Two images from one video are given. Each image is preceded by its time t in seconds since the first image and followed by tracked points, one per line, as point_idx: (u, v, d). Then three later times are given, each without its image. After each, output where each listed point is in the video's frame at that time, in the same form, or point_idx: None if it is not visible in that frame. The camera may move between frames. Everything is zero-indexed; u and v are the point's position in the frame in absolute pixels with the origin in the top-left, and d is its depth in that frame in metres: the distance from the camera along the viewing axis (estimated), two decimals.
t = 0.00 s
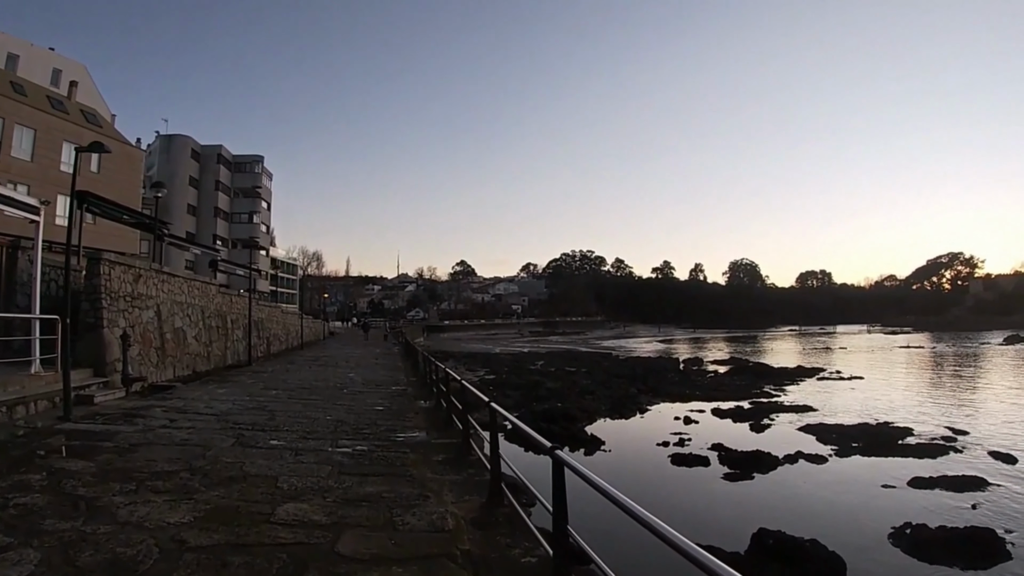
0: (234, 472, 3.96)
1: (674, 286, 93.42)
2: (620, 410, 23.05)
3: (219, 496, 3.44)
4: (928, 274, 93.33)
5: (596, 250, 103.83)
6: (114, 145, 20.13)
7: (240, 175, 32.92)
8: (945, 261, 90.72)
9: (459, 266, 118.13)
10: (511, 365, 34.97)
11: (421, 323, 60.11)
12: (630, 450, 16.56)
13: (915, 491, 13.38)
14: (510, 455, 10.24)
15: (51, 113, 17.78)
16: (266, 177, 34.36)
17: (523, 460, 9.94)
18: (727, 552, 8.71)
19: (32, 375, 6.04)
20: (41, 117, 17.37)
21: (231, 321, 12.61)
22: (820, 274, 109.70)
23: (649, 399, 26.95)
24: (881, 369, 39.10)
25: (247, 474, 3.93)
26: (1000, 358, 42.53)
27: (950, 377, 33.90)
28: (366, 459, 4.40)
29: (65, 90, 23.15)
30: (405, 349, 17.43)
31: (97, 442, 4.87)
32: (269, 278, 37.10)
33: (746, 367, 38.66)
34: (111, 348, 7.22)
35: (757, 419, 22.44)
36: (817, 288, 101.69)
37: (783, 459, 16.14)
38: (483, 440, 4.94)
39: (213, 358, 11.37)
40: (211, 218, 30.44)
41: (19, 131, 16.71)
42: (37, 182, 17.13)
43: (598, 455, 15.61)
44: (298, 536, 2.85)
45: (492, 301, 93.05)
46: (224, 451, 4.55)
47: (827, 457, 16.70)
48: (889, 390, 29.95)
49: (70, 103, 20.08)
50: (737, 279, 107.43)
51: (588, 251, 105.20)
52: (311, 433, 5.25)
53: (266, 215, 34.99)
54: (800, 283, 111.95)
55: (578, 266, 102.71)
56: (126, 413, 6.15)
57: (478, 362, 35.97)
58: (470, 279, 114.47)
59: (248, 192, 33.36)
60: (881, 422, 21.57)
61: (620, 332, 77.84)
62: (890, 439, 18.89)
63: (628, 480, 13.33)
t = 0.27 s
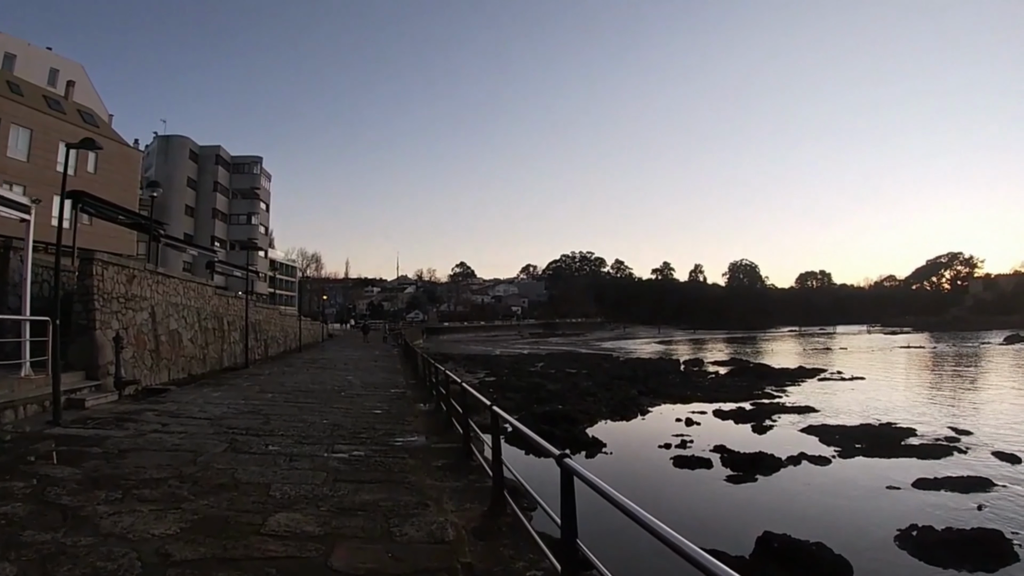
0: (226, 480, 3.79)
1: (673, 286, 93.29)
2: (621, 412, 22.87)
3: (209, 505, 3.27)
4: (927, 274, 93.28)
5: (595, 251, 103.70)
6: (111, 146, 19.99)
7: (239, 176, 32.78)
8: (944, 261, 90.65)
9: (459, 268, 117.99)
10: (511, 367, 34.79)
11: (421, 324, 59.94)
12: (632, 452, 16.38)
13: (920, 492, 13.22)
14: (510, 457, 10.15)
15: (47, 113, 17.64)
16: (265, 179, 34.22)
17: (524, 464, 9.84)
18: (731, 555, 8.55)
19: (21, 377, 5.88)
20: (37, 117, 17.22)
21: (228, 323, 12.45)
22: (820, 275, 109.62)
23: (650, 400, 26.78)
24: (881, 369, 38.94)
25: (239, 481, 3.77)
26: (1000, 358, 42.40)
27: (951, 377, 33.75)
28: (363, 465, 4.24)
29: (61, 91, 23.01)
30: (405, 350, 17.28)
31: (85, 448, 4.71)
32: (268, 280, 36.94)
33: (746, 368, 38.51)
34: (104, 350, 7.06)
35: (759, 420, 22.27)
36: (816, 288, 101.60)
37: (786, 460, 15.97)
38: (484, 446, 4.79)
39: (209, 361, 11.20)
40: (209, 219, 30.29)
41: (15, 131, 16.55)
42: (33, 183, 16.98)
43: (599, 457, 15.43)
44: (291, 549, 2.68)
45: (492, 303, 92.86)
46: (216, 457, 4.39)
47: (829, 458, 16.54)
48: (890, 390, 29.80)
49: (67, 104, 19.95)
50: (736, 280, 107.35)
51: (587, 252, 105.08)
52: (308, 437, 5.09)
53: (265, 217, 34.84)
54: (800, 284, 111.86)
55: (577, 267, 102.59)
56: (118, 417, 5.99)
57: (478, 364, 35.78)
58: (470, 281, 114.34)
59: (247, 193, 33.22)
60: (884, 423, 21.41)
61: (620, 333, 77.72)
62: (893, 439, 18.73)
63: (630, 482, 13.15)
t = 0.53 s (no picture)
0: (223, 487, 3.64)
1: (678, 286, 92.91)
2: (627, 413, 22.66)
3: (203, 517, 3.12)
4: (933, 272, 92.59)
5: (600, 251, 103.44)
6: (114, 147, 19.93)
7: (243, 177, 32.73)
8: (950, 260, 89.99)
9: (464, 268, 117.88)
10: (516, 367, 34.62)
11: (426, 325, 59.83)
12: (638, 453, 16.18)
13: (930, 493, 12.96)
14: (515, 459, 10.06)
15: (49, 114, 17.59)
16: (269, 179, 34.18)
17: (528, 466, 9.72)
18: (740, 559, 8.36)
19: (17, 381, 5.74)
20: (39, 118, 17.17)
21: (232, 325, 12.35)
22: (825, 274, 109.12)
23: (656, 400, 26.55)
24: (888, 368, 38.59)
25: (236, 489, 3.62)
26: (1009, 357, 41.97)
27: (959, 376, 33.40)
28: (366, 471, 4.08)
29: (64, 92, 22.99)
30: (409, 351, 17.13)
31: (80, 453, 4.57)
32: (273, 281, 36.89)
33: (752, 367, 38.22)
34: (104, 352, 6.94)
35: (766, 421, 22.02)
36: (821, 287, 101.08)
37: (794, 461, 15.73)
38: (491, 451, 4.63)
39: (212, 362, 11.09)
40: (213, 220, 30.26)
41: (17, 132, 16.49)
42: (36, 185, 16.94)
43: (605, 459, 15.24)
44: (287, 566, 2.51)
45: (497, 303, 92.72)
46: (214, 463, 4.24)
47: (838, 459, 16.29)
48: (898, 389, 29.48)
49: (69, 105, 19.93)
50: (742, 279, 106.92)
51: (592, 252, 104.83)
52: (309, 442, 4.94)
53: (269, 217, 34.79)
54: (805, 283, 111.34)
55: (582, 267, 102.34)
56: (116, 421, 5.85)
57: (483, 364, 35.62)
58: (475, 281, 114.21)
59: (252, 194, 33.18)
60: (892, 423, 21.13)
61: (625, 333, 77.45)
62: (903, 440, 18.45)
63: (637, 483, 12.96)
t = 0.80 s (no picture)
0: (226, 493, 3.51)
1: (687, 285, 92.38)
2: (637, 413, 22.43)
3: (203, 525, 2.98)
4: (944, 271, 91.49)
5: (608, 250, 103.01)
6: (121, 148, 19.94)
7: (251, 177, 32.77)
8: (961, 258, 88.92)
9: (472, 268, 117.75)
10: (525, 367, 34.44)
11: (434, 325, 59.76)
12: (648, 454, 15.96)
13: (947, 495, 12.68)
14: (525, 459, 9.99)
15: (55, 116, 17.61)
16: (277, 180, 34.21)
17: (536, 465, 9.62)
18: (753, 562, 8.17)
19: (17, 384, 5.64)
20: (45, 120, 17.19)
21: (239, 325, 12.27)
22: (835, 272, 108.20)
23: (666, 400, 26.28)
24: (900, 368, 38.11)
25: (239, 495, 3.49)
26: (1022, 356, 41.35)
27: (972, 375, 32.90)
28: (374, 475, 3.94)
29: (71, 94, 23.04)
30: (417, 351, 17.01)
31: (81, 457, 4.46)
32: (281, 281, 36.94)
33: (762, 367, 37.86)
34: (107, 353, 6.85)
35: (777, 421, 21.73)
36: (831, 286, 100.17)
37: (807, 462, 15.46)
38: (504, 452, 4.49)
39: (219, 362, 11.02)
40: (222, 221, 30.32)
41: (23, 134, 16.48)
42: (43, 186, 16.97)
43: (614, 459, 15.05)
44: None
45: (505, 303, 92.59)
46: (218, 466, 4.12)
47: (851, 459, 16.01)
48: (910, 389, 29.06)
49: (76, 106, 19.96)
50: (750, 278, 106.17)
51: (600, 251, 104.42)
52: (315, 444, 4.81)
53: (277, 218, 34.82)
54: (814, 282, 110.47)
55: (590, 266, 101.95)
56: (119, 423, 5.75)
57: (491, 364, 35.48)
58: (483, 281, 114.10)
59: (260, 195, 33.22)
60: (905, 423, 20.79)
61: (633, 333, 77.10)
62: (917, 440, 18.12)
63: (648, 484, 12.76)
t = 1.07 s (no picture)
0: (229, 501, 3.39)
1: (694, 286, 91.92)
2: (645, 414, 22.23)
3: (203, 535, 2.86)
4: (952, 270, 90.52)
5: (615, 251, 102.70)
6: (128, 150, 20.00)
7: (258, 179, 32.84)
8: (970, 257, 87.98)
9: (479, 269, 117.68)
10: (532, 368, 34.29)
11: (441, 326, 59.70)
12: (657, 455, 15.77)
13: (961, 496, 12.43)
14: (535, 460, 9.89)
15: (61, 117, 17.66)
16: (284, 181, 34.27)
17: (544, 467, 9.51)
18: (766, 566, 8.00)
19: (21, 386, 5.58)
20: (51, 121, 17.24)
21: (246, 326, 12.21)
22: (843, 272, 107.41)
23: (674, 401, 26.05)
24: (911, 367, 37.67)
25: (242, 503, 3.37)
26: None
27: (985, 375, 32.45)
28: (381, 481, 3.81)
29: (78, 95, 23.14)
30: (424, 352, 16.91)
31: (83, 461, 4.37)
32: (289, 283, 36.99)
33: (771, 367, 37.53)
34: (112, 355, 6.78)
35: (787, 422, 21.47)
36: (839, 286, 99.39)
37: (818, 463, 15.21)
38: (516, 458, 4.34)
39: (226, 364, 10.95)
40: (229, 223, 30.39)
41: (30, 135, 16.54)
42: (49, 187, 17.02)
43: (623, 461, 14.87)
44: None
45: (512, 304, 92.50)
46: (220, 473, 3.99)
47: (863, 460, 15.75)
48: (922, 389, 28.67)
49: (83, 108, 20.03)
50: (758, 278, 105.52)
51: (607, 252, 104.10)
52: (322, 448, 4.70)
53: (285, 219, 34.89)
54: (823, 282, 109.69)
55: (597, 267, 101.64)
56: (123, 427, 5.66)
57: (499, 365, 35.37)
58: (490, 282, 114.00)
59: (267, 196, 33.29)
60: (917, 424, 20.47)
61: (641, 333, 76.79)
62: (930, 441, 17.82)
63: (656, 486, 12.57)
